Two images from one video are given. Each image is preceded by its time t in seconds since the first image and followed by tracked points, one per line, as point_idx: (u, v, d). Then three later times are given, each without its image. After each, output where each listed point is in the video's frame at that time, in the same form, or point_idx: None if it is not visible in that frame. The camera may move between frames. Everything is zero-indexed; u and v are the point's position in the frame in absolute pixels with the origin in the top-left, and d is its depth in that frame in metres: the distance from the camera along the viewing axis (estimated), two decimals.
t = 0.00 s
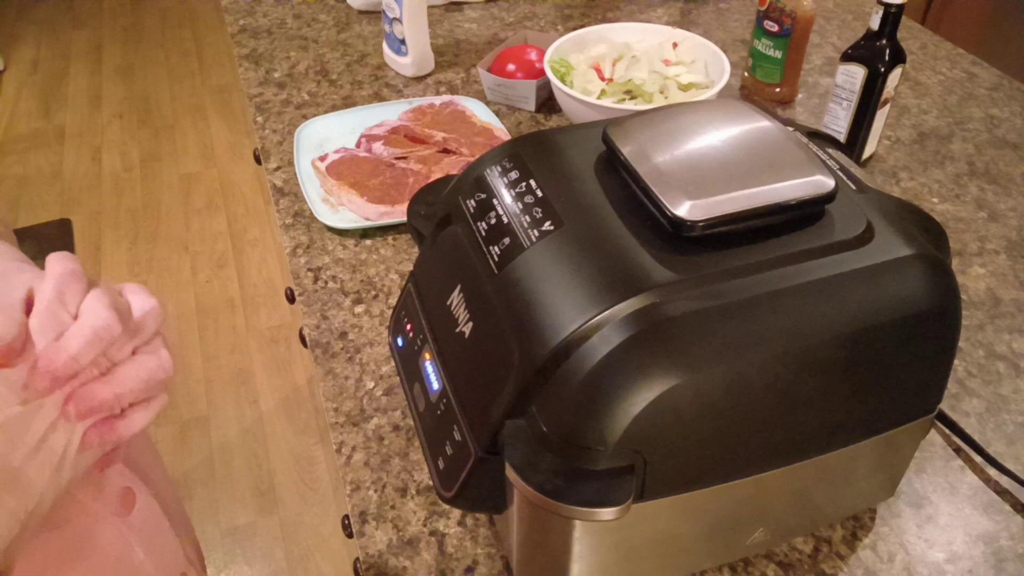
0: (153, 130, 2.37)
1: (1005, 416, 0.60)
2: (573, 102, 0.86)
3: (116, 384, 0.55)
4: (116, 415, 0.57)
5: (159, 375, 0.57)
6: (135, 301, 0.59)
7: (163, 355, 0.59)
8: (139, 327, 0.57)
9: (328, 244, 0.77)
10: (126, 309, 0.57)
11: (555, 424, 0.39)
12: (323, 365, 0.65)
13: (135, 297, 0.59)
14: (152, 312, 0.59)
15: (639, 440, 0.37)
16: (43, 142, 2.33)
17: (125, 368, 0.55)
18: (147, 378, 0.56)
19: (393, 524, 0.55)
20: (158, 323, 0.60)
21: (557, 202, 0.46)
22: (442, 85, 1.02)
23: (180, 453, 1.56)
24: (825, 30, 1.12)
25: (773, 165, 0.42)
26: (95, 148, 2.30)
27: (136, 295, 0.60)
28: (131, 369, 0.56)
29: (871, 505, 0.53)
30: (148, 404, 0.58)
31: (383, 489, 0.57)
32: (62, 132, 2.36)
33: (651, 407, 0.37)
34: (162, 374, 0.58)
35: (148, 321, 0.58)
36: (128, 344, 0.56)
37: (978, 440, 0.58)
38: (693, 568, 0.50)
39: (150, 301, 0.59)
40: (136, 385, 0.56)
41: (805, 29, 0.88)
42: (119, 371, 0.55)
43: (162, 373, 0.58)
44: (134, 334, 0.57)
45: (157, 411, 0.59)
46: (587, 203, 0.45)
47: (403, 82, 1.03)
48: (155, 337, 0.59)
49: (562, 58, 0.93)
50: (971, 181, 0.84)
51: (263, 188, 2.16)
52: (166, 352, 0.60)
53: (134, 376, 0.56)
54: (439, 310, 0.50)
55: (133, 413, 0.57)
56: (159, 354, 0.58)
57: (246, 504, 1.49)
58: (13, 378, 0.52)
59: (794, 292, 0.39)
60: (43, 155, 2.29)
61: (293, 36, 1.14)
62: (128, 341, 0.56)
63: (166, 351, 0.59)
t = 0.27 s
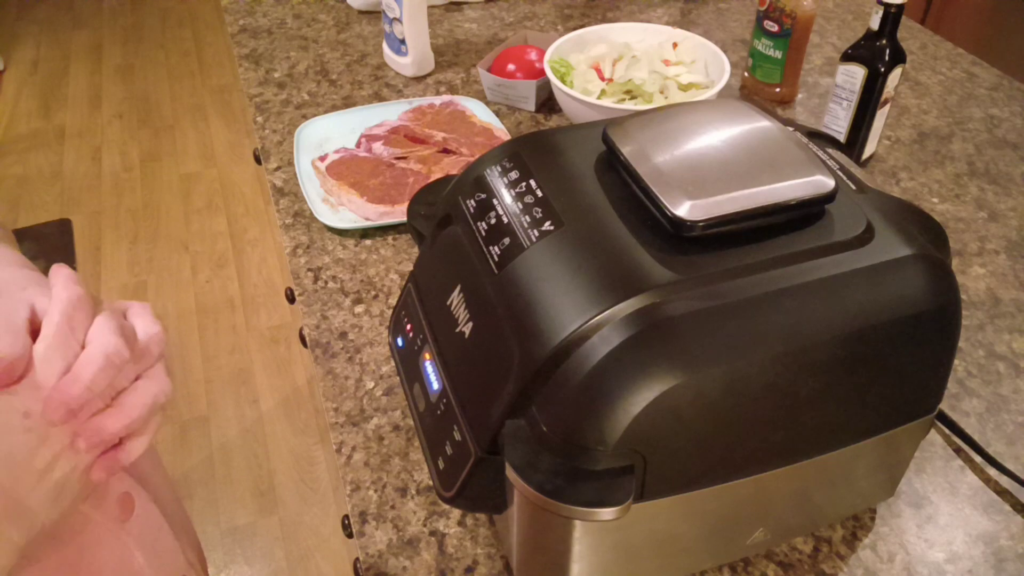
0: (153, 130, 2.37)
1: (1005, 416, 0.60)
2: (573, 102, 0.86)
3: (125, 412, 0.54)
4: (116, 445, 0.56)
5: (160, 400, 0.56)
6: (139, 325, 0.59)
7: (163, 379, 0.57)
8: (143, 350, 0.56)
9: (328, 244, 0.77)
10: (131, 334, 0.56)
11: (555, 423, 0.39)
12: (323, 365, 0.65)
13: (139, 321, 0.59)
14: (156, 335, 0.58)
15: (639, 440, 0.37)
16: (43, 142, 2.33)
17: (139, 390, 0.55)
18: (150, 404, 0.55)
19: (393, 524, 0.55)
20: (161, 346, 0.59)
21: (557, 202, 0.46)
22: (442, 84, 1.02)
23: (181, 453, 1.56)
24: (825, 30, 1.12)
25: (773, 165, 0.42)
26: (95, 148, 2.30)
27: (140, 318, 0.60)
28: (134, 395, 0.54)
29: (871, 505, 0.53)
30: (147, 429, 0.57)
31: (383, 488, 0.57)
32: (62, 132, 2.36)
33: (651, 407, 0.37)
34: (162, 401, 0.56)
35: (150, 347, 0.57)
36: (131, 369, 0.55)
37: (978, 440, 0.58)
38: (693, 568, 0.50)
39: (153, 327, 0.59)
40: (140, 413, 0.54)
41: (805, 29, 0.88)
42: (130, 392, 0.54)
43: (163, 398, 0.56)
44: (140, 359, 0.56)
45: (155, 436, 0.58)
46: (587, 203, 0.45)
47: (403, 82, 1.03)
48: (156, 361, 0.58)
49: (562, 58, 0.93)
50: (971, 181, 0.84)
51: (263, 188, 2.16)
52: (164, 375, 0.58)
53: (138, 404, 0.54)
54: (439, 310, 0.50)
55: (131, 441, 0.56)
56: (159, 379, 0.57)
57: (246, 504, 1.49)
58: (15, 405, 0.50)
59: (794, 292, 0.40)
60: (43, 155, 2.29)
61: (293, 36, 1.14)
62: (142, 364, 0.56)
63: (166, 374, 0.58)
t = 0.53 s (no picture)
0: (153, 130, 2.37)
1: (1005, 416, 0.60)
2: (573, 102, 0.86)
3: (123, 411, 0.53)
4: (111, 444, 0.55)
5: (160, 398, 0.56)
6: (137, 325, 0.59)
7: (163, 378, 0.57)
8: (142, 349, 0.57)
9: (328, 244, 0.77)
10: (130, 333, 0.56)
11: (555, 424, 0.39)
12: (323, 365, 0.65)
13: (137, 321, 0.59)
14: (154, 335, 0.59)
15: (639, 440, 0.37)
16: (43, 142, 2.33)
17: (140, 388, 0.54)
18: (150, 403, 0.55)
19: (393, 524, 0.55)
20: (159, 347, 0.59)
21: (557, 202, 0.46)
22: (442, 84, 1.02)
23: (181, 453, 1.56)
24: (825, 31, 1.12)
25: (773, 165, 0.42)
26: (96, 148, 2.30)
27: (139, 319, 0.60)
28: (134, 393, 0.54)
29: (871, 505, 0.53)
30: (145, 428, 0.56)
31: (383, 488, 0.57)
32: (62, 132, 2.36)
33: (651, 407, 0.37)
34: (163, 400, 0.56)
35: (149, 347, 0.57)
36: (130, 368, 0.55)
37: (978, 440, 0.58)
38: (692, 568, 0.50)
39: (151, 326, 0.59)
40: (140, 410, 0.54)
41: (805, 29, 0.88)
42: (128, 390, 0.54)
43: (163, 397, 0.56)
44: (138, 357, 0.56)
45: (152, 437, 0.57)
46: (587, 203, 0.45)
47: (403, 82, 1.03)
48: (155, 361, 0.58)
49: (561, 58, 0.93)
50: (971, 181, 0.84)
51: (263, 188, 2.16)
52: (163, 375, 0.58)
53: (136, 402, 0.54)
54: (439, 310, 0.50)
55: (129, 440, 0.55)
56: (158, 378, 0.56)
57: (246, 504, 1.49)
58: (14, 405, 0.50)
59: (794, 292, 0.40)
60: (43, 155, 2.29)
61: (293, 36, 1.14)
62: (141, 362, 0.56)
63: (165, 375, 0.58)
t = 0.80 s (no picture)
0: (153, 130, 2.37)
1: (1005, 416, 0.60)
2: (573, 102, 0.86)
3: (123, 418, 0.57)
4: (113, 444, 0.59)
5: (161, 407, 0.58)
6: (142, 330, 0.61)
7: (166, 385, 0.60)
8: (145, 357, 0.59)
9: (328, 244, 0.77)
10: (133, 340, 0.58)
11: (555, 424, 0.39)
12: (323, 365, 0.65)
13: (142, 326, 0.62)
14: (159, 341, 0.61)
15: (639, 440, 0.37)
16: (43, 142, 2.33)
17: (141, 397, 0.57)
18: (151, 410, 0.58)
19: (393, 524, 0.55)
20: (164, 352, 0.61)
21: (557, 202, 0.46)
22: (442, 84, 1.02)
23: (180, 453, 1.56)
24: (825, 30, 1.12)
25: (773, 165, 0.42)
26: (96, 148, 2.30)
27: (144, 323, 0.62)
28: (135, 402, 0.57)
29: (871, 505, 0.53)
30: (145, 431, 0.60)
31: (383, 489, 0.57)
32: (62, 132, 2.36)
33: (651, 407, 0.37)
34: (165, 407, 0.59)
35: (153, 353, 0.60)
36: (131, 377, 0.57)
37: (978, 440, 0.58)
38: (692, 568, 0.50)
39: (155, 331, 0.61)
40: (139, 417, 0.57)
41: (805, 30, 0.88)
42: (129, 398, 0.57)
43: (165, 404, 0.59)
44: (142, 365, 0.58)
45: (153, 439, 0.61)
46: (587, 203, 0.45)
47: (403, 82, 1.03)
48: (158, 367, 0.60)
49: (562, 58, 0.93)
50: (971, 181, 0.84)
51: (263, 188, 2.16)
52: (166, 380, 0.60)
53: (137, 410, 0.57)
54: (439, 310, 0.50)
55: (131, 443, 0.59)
56: (160, 386, 0.59)
57: (246, 504, 1.49)
58: (16, 406, 0.54)
59: (794, 292, 0.39)
60: (43, 155, 2.29)
61: (293, 36, 1.14)
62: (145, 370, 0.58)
63: (169, 380, 0.60)
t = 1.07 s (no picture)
0: (153, 130, 2.37)
1: (1005, 416, 0.60)
2: (573, 102, 0.86)
3: (125, 416, 0.57)
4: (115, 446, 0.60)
5: (160, 402, 0.59)
6: (137, 327, 0.62)
7: (164, 380, 0.60)
8: (144, 352, 0.59)
9: (328, 244, 0.77)
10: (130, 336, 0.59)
11: (555, 424, 0.39)
12: (323, 365, 0.65)
13: (136, 323, 0.62)
14: (155, 337, 0.61)
15: (640, 440, 0.37)
16: (43, 142, 2.33)
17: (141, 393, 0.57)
18: (152, 406, 0.58)
19: (393, 524, 0.55)
20: (159, 347, 0.61)
21: (557, 202, 0.46)
22: (442, 84, 1.02)
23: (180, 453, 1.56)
24: (825, 30, 1.12)
25: (773, 165, 0.42)
26: (96, 148, 2.30)
27: (138, 320, 0.62)
28: (135, 398, 0.57)
29: (871, 505, 0.53)
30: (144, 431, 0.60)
31: (383, 489, 0.57)
32: (62, 132, 2.36)
33: (651, 407, 0.37)
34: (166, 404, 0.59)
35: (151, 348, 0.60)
36: (130, 373, 0.57)
37: (978, 440, 0.58)
38: (692, 568, 0.50)
39: (150, 328, 0.62)
40: (141, 414, 0.57)
41: (805, 30, 0.88)
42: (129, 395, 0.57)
43: (164, 400, 0.59)
44: (141, 361, 0.59)
45: (152, 438, 0.62)
46: (587, 203, 0.45)
47: (403, 82, 1.03)
48: (155, 364, 0.60)
49: (562, 58, 0.93)
50: (971, 181, 0.84)
51: (263, 188, 2.16)
52: (164, 376, 0.61)
53: (138, 406, 0.57)
54: (439, 310, 0.50)
55: (130, 443, 0.60)
56: (160, 381, 0.59)
57: (246, 504, 1.49)
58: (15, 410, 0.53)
59: (795, 292, 0.39)
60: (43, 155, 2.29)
61: (293, 36, 1.14)
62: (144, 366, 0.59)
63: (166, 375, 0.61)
